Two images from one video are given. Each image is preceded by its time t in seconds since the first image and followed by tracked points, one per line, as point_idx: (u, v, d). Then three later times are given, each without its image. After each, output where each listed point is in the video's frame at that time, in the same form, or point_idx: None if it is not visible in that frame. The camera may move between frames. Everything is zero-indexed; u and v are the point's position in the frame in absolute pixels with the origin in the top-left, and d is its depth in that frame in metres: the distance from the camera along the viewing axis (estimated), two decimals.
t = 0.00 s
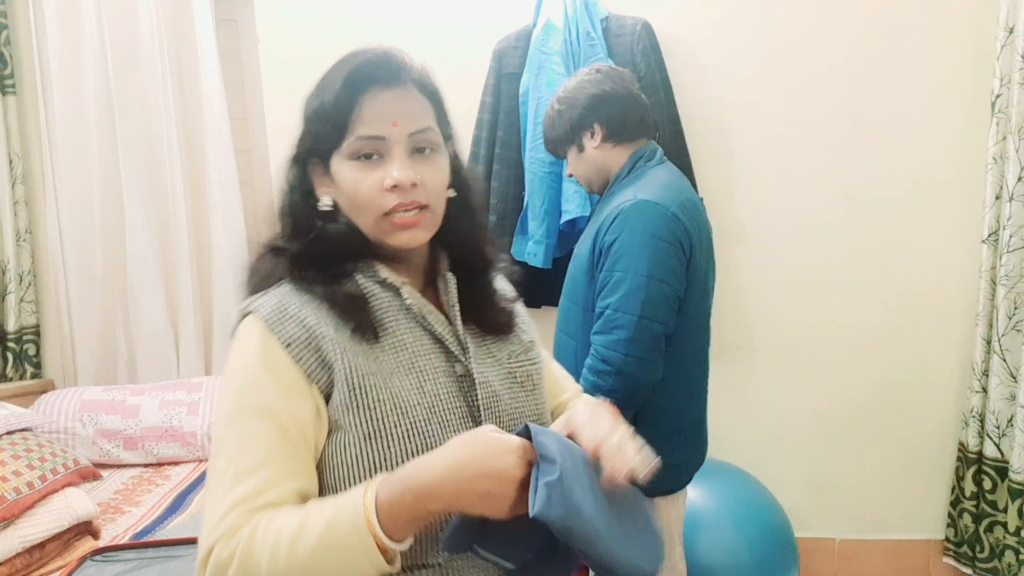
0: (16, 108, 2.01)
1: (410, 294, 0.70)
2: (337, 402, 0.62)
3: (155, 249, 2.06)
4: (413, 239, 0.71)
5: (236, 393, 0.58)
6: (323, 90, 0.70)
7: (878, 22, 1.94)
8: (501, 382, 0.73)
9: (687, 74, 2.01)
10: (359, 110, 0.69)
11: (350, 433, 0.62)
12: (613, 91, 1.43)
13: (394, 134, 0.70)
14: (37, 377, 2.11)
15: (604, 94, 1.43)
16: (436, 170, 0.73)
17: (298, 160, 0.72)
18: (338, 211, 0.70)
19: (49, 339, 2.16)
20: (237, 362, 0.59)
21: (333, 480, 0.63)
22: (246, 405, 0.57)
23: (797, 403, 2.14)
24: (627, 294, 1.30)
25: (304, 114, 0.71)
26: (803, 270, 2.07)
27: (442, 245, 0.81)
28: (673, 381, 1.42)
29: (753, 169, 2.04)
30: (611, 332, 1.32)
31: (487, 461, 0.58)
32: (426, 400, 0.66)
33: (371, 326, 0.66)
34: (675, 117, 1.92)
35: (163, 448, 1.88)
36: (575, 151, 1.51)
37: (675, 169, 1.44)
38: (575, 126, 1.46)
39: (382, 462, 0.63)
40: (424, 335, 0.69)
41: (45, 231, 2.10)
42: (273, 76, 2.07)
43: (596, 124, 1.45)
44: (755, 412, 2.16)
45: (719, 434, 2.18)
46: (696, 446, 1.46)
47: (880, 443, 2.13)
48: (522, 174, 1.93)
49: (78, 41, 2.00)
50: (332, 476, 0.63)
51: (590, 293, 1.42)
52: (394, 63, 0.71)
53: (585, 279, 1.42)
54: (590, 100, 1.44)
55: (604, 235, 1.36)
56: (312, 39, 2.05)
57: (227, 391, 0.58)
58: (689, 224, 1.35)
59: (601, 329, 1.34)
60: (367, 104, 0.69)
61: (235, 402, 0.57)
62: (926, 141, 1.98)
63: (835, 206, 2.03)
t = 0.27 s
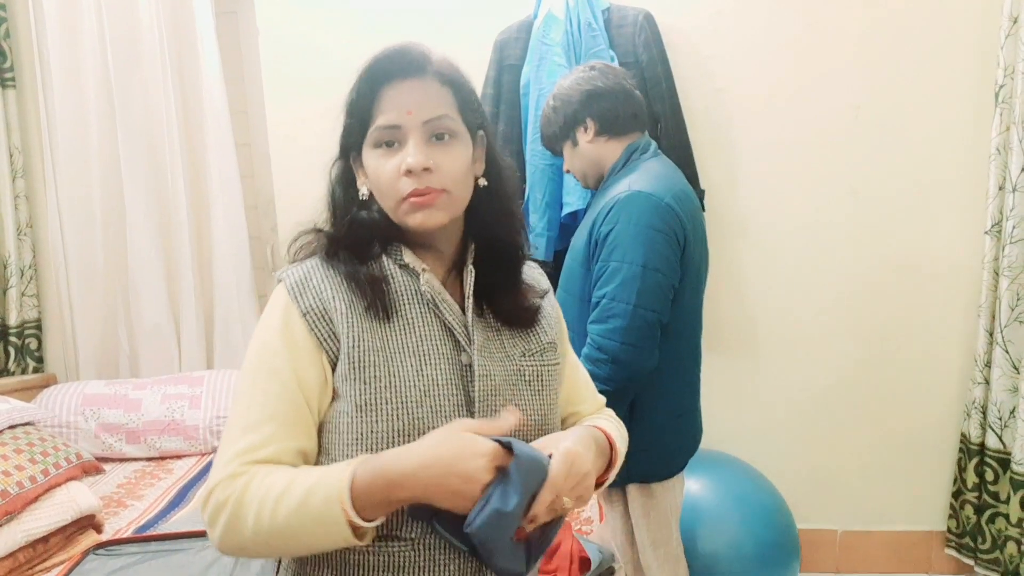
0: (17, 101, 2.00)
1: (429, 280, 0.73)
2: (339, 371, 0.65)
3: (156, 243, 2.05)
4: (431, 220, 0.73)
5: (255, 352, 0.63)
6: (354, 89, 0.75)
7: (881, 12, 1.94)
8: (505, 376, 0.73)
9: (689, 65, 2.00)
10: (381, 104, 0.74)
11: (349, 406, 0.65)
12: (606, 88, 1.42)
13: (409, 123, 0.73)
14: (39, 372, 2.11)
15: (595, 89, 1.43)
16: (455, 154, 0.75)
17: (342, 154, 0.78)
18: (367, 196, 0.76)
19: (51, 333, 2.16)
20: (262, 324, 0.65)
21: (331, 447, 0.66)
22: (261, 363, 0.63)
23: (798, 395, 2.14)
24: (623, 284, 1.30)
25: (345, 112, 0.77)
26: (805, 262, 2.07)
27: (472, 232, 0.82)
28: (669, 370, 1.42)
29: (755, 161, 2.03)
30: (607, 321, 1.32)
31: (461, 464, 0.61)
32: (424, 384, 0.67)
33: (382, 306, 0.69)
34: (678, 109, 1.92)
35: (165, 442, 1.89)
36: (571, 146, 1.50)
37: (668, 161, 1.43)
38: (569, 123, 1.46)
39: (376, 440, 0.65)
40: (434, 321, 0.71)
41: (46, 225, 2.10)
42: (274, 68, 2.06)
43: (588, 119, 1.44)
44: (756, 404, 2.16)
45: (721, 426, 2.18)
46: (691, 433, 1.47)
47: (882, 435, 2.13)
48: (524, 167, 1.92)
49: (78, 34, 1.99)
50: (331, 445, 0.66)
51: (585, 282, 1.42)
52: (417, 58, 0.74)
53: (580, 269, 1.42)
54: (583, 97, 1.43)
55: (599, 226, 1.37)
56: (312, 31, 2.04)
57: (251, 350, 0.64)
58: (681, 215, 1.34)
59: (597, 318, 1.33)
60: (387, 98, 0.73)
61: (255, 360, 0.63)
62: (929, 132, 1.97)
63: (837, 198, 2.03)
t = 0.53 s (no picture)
0: (18, 105, 2.01)
1: (427, 282, 0.73)
2: (336, 371, 0.66)
3: (157, 246, 2.05)
4: (432, 215, 0.73)
5: (251, 358, 0.64)
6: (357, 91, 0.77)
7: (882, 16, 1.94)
8: (503, 376, 0.73)
9: (690, 69, 2.00)
10: (383, 103, 0.75)
11: (347, 405, 0.65)
12: (602, 94, 1.42)
13: (409, 119, 0.74)
14: (41, 375, 2.11)
15: (591, 97, 1.43)
16: (455, 152, 0.76)
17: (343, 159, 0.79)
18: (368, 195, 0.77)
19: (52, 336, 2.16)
20: (258, 327, 0.66)
21: (330, 445, 0.66)
22: (256, 368, 0.64)
23: (799, 398, 2.14)
24: (622, 288, 1.30)
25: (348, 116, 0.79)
26: (806, 265, 2.07)
27: (471, 235, 0.82)
28: (671, 369, 1.43)
29: (756, 164, 2.03)
30: (608, 326, 1.32)
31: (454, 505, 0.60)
32: (422, 383, 0.67)
33: (382, 306, 0.69)
34: (678, 112, 1.92)
35: (165, 445, 1.89)
36: (567, 151, 1.50)
37: (664, 165, 1.44)
38: (567, 128, 1.46)
39: (373, 439, 0.65)
40: (433, 321, 0.71)
41: (47, 228, 2.10)
42: (275, 72, 2.06)
43: (585, 124, 1.44)
44: (757, 408, 2.16)
45: (721, 430, 2.18)
46: (692, 433, 1.47)
47: (883, 439, 2.13)
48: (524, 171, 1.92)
49: (80, 37, 2.00)
50: (329, 444, 0.66)
51: (584, 286, 1.42)
52: (420, 59, 0.75)
53: (579, 274, 1.42)
54: (579, 103, 1.43)
55: (598, 231, 1.37)
56: (314, 35, 2.05)
57: (245, 354, 0.65)
58: (678, 219, 1.35)
59: (598, 323, 1.34)
60: (387, 96, 0.75)
61: (250, 363, 0.64)
62: (929, 136, 1.97)
63: (837, 201, 2.03)
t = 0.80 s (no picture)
0: (19, 111, 2.01)
1: (417, 286, 0.73)
2: (325, 376, 0.66)
3: (159, 251, 2.06)
4: (421, 218, 0.73)
5: (247, 364, 0.64)
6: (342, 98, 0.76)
7: (881, 14, 1.93)
8: (492, 382, 0.73)
9: (689, 68, 2.00)
10: (367, 107, 0.75)
11: (337, 410, 0.65)
12: (595, 97, 1.43)
13: (395, 121, 0.74)
14: (43, 380, 2.11)
15: (586, 102, 1.43)
16: (443, 152, 0.75)
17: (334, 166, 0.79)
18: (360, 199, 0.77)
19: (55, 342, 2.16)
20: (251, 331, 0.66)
21: (317, 451, 0.66)
22: (252, 374, 0.63)
23: (802, 397, 2.14)
24: (625, 288, 1.30)
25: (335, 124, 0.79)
26: (807, 264, 2.06)
27: (463, 238, 0.82)
28: (677, 367, 1.42)
29: (756, 163, 2.03)
30: (612, 326, 1.32)
31: (457, 498, 0.61)
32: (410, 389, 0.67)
33: (372, 311, 0.69)
34: (678, 112, 1.92)
35: (168, 450, 1.89)
36: (564, 155, 1.49)
37: (662, 165, 1.43)
38: (563, 132, 1.46)
39: (361, 444, 0.65)
40: (422, 327, 0.71)
41: (49, 233, 2.11)
42: (275, 76, 2.07)
43: (581, 128, 1.45)
44: (760, 407, 2.15)
45: (725, 429, 2.18)
46: (696, 430, 1.47)
47: (886, 437, 2.13)
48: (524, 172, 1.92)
49: (81, 43, 2.00)
50: (316, 450, 0.66)
51: (586, 287, 1.42)
52: (403, 62, 0.75)
53: (580, 275, 1.42)
54: (573, 107, 1.44)
55: (598, 232, 1.36)
56: (313, 38, 2.05)
57: (241, 360, 0.65)
58: (679, 218, 1.35)
59: (602, 323, 1.33)
60: (372, 99, 0.74)
61: (246, 368, 0.64)
62: (929, 134, 1.97)
63: (838, 200, 2.02)
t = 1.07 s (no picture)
0: (19, 115, 2.01)
1: (415, 288, 0.72)
2: (322, 376, 0.66)
3: (158, 255, 2.06)
4: (417, 227, 0.73)
5: (247, 364, 0.64)
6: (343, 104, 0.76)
7: (879, 20, 1.94)
8: (488, 385, 0.73)
9: (688, 73, 2.01)
10: (368, 113, 0.75)
11: (333, 411, 0.65)
12: (595, 101, 1.43)
13: (394, 130, 0.74)
14: (42, 384, 2.11)
15: (587, 105, 1.43)
16: (440, 160, 0.76)
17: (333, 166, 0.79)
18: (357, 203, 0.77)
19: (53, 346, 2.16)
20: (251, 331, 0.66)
21: (313, 451, 0.66)
22: (252, 374, 0.63)
23: (801, 401, 2.13)
24: (628, 291, 1.30)
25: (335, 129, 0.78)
26: (805, 269, 2.07)
27: (460, 244, 0.82)
28: (678, 370, 1.43)
29: (755, 168, 2.03)
30: (615, 329, 1.32)
31: (477, 466, 0.61)
32: (406, 391, 0.67)
33: (370, 312, 0.69)
34: (677, 117, 1.92)
35: (167, 453, 1.89)
36: (563, 160, 1.49)
37: (662, 169, 1.43)
38: (563, 135, 1.45)
39: (359, 444, 0.65)
40: (419, 329, 0.71)
41: (49, 237, 2.11)
42: (274, 81, 2.07)
43: (581, 132, 1.44)
44: (759, 412, 2.15)
45: (724, 434, 2.18)
46: (696, 435, 1.47)
47: (885, 442, 2.13)
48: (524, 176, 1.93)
49: (82, 47, 2.01)
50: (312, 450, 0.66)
51: (587, 291, 1.42)
52: (403, 69, 0.75)
53: (582, 278, 1.42)
54: (574, 111, 1.43)
55: (600, 236, 1.36)
56: (312, 43, 2.05)
57: (241, 361, 0.65)
58: (682, 222, 1.35)
59: (604, 327, 1.33)
60: (372, 107, 0.74)
61: (246, 367, 0.64)
62: (927, 139, 1.97)
63: (837, 205, 2.03)
